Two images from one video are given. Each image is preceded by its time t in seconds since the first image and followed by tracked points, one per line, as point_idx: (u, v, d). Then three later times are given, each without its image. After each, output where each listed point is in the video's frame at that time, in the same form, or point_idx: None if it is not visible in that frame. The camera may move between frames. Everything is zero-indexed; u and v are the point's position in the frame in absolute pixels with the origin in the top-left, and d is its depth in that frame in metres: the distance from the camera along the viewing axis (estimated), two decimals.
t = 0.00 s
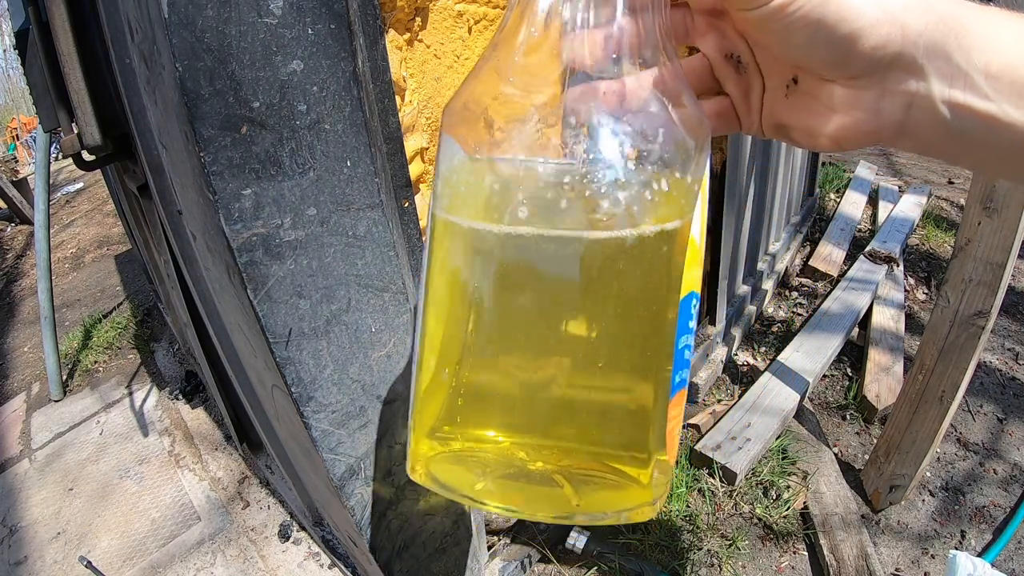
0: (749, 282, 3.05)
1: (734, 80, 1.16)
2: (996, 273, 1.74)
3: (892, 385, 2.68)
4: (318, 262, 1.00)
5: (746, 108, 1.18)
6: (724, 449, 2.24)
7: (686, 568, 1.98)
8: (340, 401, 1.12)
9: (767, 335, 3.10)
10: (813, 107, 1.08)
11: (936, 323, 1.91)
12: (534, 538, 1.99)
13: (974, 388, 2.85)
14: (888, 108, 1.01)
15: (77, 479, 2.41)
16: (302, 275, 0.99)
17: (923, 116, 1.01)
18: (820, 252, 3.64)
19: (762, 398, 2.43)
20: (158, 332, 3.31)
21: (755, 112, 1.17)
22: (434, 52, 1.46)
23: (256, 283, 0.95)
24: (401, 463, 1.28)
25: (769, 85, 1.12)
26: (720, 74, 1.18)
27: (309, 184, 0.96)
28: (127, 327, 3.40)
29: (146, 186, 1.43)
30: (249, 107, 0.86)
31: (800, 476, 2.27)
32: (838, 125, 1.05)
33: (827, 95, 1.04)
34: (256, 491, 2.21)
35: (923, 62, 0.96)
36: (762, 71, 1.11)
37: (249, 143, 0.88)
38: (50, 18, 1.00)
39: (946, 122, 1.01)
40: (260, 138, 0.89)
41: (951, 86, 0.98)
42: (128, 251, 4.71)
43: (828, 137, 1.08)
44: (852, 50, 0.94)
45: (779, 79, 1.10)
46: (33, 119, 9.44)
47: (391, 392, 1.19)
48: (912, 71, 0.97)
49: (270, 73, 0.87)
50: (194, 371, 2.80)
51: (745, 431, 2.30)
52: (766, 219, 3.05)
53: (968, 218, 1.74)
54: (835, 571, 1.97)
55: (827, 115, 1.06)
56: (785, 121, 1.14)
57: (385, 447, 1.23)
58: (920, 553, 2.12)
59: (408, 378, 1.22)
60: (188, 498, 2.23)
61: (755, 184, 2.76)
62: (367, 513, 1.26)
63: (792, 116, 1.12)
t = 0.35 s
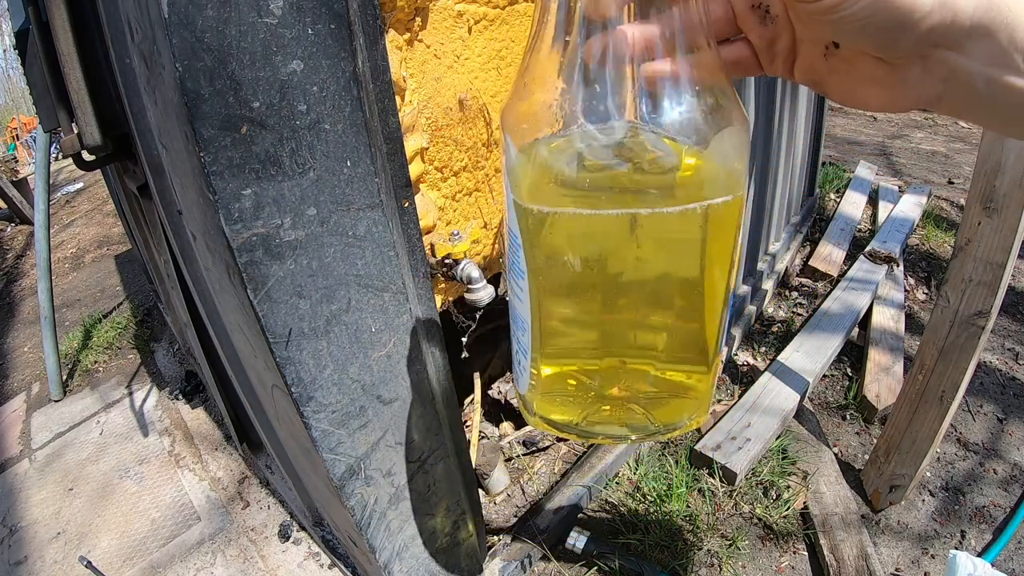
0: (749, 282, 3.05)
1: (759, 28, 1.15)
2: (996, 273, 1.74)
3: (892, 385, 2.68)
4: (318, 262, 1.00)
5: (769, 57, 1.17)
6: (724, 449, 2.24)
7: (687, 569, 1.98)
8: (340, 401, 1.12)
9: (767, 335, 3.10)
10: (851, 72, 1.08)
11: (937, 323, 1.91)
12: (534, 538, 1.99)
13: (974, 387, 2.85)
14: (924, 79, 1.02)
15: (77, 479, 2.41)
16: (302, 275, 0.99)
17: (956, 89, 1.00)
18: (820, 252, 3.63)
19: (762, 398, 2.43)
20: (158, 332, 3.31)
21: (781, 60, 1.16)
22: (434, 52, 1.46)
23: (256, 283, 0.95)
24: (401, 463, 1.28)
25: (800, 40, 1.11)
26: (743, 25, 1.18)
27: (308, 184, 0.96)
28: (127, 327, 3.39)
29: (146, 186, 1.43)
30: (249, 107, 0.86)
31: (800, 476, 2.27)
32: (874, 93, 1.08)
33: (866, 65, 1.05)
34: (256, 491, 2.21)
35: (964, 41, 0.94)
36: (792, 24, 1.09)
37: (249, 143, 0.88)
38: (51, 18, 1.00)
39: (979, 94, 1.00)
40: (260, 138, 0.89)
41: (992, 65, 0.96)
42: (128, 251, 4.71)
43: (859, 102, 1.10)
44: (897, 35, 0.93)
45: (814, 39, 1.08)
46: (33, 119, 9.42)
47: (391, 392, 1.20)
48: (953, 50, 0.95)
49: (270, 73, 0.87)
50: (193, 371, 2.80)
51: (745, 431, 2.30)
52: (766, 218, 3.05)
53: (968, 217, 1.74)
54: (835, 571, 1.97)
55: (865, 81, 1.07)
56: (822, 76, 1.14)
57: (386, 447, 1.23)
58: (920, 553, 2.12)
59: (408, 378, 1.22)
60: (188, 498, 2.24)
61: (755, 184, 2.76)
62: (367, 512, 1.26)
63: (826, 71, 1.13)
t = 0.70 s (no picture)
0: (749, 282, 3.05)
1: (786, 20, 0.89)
2: (996, 273, 1.74)
3: (893, 385, 2.68)
4: (318, 262, 1.00)
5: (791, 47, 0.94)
6: (724, 449, 2.24)
7: (687, 569, 1.98)
8: (340, 401, 1.12)
9: (767, 336, 3.10)
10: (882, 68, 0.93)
11: (936, 323, 1.91)
12: (535, 538, 1.99)
13: (974, 387, 2.85)
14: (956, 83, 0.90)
15: (77, 479, 2.41)
16: (302, 275, 0.99)
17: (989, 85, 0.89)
18: (820, 252, 3.64)
19: (762, 398, 2.43)
20: (158, 332, 3.31)
21: (804, 50, 0.94)
22: (434, 52, 1.46)
23: (256, 283, 0.95)
24: (401, 463, 1.28)
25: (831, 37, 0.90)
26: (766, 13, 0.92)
27: (309, 184, 0.96)
28: (127, 327, 3.40)
29: (146, 186, 1.43)
30: (249, 107, 0.86)
31: (800, 476, 2.27)
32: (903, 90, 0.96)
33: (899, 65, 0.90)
34: (256, 491, 2.21)
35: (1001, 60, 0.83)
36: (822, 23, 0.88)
37: (249, 143, 0.88)
38: (50, 18, 1.00)
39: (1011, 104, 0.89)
40: (260, 138, 0.89)
41: None
42: (128, 251, 4.72)
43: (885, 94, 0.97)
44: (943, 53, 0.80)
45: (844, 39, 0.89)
46: (33, 119, 9.42)
47: (391, 392, 1.20)
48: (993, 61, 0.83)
49: (270, 73, 0.87)
50: (193, 371, 2.80)
51: (745, 431, 2.30)
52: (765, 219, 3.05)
53: (968, 218, 1.74)
54: (835, 571, 1.97)
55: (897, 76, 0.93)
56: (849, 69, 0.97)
57: (386, 447, 1.23)
58: (920, 553, 2.12)
59: (408, 378, 1.22)
60: (188, 498, 2.23)
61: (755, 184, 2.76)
62: (367, 513, 1.26)
63: (854, 64, 0.96)
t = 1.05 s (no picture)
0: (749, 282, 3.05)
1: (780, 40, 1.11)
2: (996, 273, 1.74)
3: (893, 385, 2.68)
4: (318, 262, 1.00)
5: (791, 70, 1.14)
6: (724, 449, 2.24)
7: (687, 569, 1.98)
8: (341, 401, 1.12)
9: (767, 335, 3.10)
10: (868, 72, 1.05)
11: (936, 323, 1.91)
12: (535, 538, 1.99)
13: (974, 388, 2.85)
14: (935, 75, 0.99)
15: (77, 479, 2.41)
16: (302, 275, 0.99)
17: (970, 83, 0.98)
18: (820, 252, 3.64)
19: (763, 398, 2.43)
20: (158, 332, 3.31)
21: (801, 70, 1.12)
22: (434, 52, 1.46)
23: (256, 283, 0.95)
24: (401, 463, 1.28)
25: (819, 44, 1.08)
26: (765, 38, 1.14)
27: (308, 184, 0.96)
28: (127, 327, 3.39)
29: (146, 186, 1.43)
30: (249, 107, 0.86)
31: (800, 476, 2.27)
32: (893, 90, 1.03)
33: (883, 62, 1.01)
34: (256, 491, 2.22)
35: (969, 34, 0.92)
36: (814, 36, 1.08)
37: (249, 143, 0.88)
38: (51, 18, 1.00)
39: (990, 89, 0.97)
40: (260, 138, 0.89)
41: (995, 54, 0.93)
42: (128, 251, 4.71)
43: (879, 99, 1.05)
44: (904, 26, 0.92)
45: (833, 42, 1.06)
46: (33, 119, 9.42)
47: (391, 392, 1.20)
48: (960, 43, 0.93)
49: (270, 73, 0.87)
50: (194, 372, 2.80)
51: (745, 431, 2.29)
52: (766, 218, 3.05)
53: (968, 217, 1.74)
54: (835, 570, 1.97)
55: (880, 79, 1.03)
56: (840, 82, 1.10)
57: (386, 447, 1.23)
58: (920, 553, 2.12)
59: (408, 378, 1.22)
60: (188, 498, 2.23)
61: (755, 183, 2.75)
62: (367, 513, 1.26)
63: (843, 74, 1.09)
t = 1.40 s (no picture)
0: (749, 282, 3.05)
1: (768, 48, 1.18)
2: (996, 273, 1.74)
3: (892, 385, 2.68)
4: (318, 262, 1.00)
5: (779, 75, 1.20)
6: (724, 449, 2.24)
7: (687, 569, 1.98)
8: (341, 401, 1.12)
9: (767, 336, 3.11)
10: (855, 78, 1.10)
11: (936, 322, 1.91)
12: (535, 538, 1.99)
13: (974, 388, 2.85)
14: (923, 80, 1.03)
15: (77, 479, 2.41)
16: (302, 275, 0.99)
17: (958, 89, 1.02)
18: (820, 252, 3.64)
19: (762, 398, 2.43)
20: (158, 332, 3.31)
21: (791, 76, 1.19)
22: (434, 52, 1.45)
23: (256, 283, 0.95)
24: (401, 463, 1.28)
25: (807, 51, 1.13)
26: (754, 45, 1.20)
27: (309, 184, 0.96)
28: (127, 327, 3.39)
29: (146, 186, 1.43)
30: (249, 107, 0.86)
31: (800, 476, 2.27)
32: (881, 97, 1.07)
33: (871, 69, 1.06)
34: (256, 491, 2.22)
35: (959, 43, 0.95)
36: (800, 42, 1.13)
37: (249, 143, 0.88)
38: (51, 19, 1.00)
39: (977, 95, 1.01)
40: (260, 138, 0.89)
41: (985, 61, 0.97)
42: (128, 251, 4.72)
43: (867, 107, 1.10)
44: (894, 35, 0.94)
45: (820, 49, 1.11)
46: (33, 119, 9.42)
47: (391, 392, 1.20)
48: (950, 51, 0.97)
49: (270, 73, 0.87)
50: (194, 372, 2.80)
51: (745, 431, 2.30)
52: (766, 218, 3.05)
53: (968, 217, 1.74)
54: (835, 570, 1.97)
55: (868, 85, 1.08)
56: (828, 89, 1.15)
57: (386, 446, 1.23)
58: (920, 553, 2.12)
59: (408, 378, 1.22)
60: (188, 498, 2.24)
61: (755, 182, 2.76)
62: (367, 513, 1.26)
63: (830, 81, 1.14)
